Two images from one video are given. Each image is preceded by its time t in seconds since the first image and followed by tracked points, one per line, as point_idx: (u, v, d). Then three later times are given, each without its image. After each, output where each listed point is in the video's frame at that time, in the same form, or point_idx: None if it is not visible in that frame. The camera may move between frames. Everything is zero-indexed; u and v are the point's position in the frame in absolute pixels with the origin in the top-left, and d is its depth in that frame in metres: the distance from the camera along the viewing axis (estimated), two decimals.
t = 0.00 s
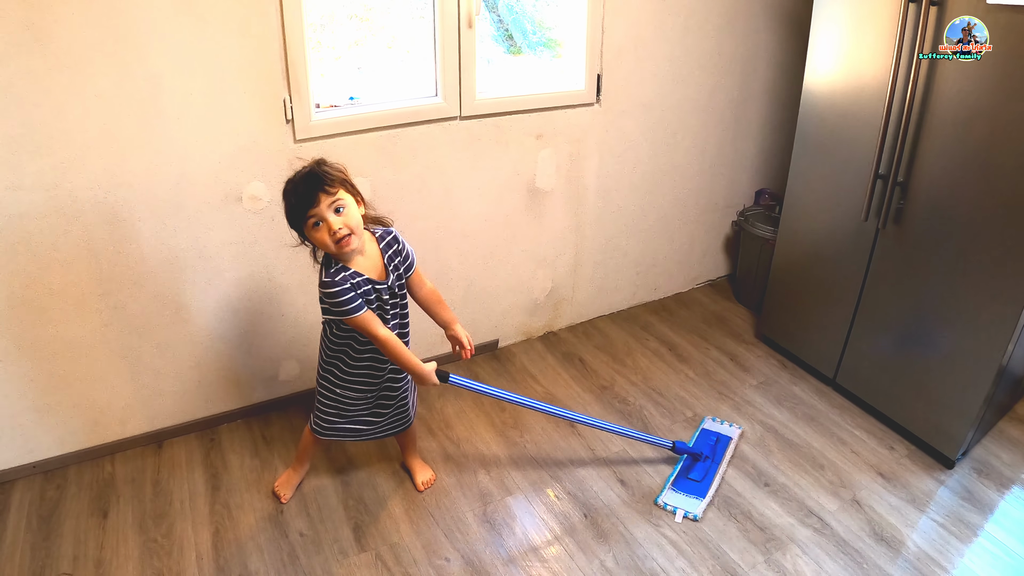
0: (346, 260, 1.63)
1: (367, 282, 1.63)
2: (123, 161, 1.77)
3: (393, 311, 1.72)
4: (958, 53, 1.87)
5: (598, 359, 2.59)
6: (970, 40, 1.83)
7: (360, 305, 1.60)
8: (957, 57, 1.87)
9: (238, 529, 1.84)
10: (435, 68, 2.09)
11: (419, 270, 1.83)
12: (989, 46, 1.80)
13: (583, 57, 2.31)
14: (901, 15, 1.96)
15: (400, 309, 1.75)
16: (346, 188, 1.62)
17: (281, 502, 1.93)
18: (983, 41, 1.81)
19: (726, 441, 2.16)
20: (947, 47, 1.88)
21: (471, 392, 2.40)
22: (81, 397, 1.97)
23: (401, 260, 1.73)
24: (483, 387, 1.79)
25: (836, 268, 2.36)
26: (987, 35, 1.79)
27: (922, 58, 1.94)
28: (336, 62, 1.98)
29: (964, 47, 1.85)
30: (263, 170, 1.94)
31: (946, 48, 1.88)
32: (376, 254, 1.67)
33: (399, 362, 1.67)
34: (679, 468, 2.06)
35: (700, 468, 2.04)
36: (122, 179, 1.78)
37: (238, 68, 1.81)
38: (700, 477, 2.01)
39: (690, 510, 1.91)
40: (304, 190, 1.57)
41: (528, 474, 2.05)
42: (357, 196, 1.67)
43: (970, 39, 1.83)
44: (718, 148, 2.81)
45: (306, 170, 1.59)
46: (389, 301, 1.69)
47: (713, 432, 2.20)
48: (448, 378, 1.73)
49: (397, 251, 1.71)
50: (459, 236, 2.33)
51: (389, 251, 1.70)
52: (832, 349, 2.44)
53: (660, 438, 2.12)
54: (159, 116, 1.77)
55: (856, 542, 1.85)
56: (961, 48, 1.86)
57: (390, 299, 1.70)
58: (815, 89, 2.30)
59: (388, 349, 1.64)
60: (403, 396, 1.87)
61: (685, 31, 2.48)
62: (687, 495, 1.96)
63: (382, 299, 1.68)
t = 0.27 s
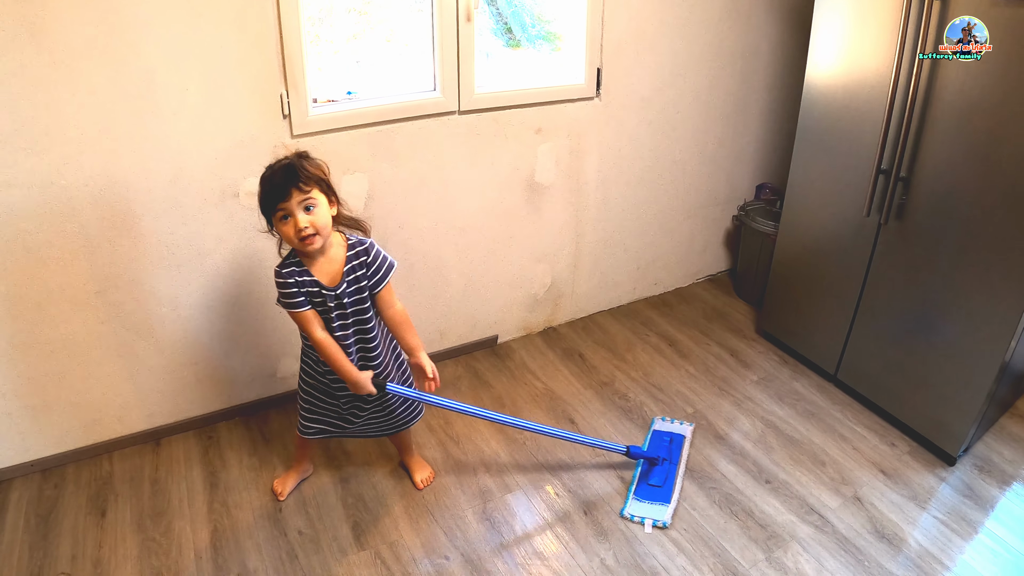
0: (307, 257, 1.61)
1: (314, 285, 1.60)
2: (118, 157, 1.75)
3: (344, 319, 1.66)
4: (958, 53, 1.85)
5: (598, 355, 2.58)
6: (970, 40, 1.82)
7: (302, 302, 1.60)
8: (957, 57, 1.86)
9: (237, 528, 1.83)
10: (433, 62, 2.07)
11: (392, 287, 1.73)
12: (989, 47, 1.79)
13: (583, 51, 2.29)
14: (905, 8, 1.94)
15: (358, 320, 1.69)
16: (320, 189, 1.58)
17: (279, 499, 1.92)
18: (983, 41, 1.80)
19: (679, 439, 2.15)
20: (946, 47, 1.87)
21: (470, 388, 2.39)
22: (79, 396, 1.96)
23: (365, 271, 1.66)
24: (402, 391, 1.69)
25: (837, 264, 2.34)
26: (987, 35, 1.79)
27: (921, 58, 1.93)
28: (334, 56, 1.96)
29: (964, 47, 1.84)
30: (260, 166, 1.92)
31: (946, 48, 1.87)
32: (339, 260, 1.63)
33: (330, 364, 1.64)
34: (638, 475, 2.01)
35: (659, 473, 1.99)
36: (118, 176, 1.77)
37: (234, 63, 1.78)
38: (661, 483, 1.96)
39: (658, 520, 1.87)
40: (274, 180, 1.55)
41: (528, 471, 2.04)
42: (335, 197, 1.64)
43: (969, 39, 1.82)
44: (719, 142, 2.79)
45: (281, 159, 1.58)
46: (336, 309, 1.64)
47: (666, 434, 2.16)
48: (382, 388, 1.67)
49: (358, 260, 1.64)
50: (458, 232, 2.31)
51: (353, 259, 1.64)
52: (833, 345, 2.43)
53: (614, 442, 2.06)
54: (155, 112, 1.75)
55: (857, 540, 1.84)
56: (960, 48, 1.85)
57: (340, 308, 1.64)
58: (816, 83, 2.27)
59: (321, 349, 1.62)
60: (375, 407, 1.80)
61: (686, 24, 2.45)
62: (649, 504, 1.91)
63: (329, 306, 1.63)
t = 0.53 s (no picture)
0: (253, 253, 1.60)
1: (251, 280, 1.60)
2: (116, 154, 1.74)
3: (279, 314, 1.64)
4: (958, 53, 1.85)
5: (599, 352, 2.57)
6: (970, 40, 1.82)
7: (240, 293, 1.62)
8: (957, 57, 1.86)
9: (236, 526, 1.82)
10: (433, 58, 2.06)
11: (338, 290, 1.68)
12: (989, 47, 1.79)
13: (583, 46, 2.28)
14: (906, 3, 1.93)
15: (292, 317, 1.66)
16: (266, 186, 1.56)
17: (278, 497, 1.91)
18: (983, 41, 1.79)
19: (617, 441, 2.11)
20: (946, 47, 1.87)
21: (470, 386, 2.39)
22: (77, 394, 1.95)
23: (302, 271, 1.62)
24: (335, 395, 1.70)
25: (838, 261, 2.33)
26: (987, 35, 1.78)
27: (921, 58, 1.92)
28: (333, 52, 1.95)
29: (964, 47, 1.83)
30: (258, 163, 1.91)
31: (946, 48, 1.86)
32: (281, 258, 1.60)
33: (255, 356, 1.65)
34: (578, 482, 1.96)
35: (600, 480, 1.95)
36: (116, 173, 1.76)
37: (231, 59, 1.77)
38: (603, 490, 1.92)
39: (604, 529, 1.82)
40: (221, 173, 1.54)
41: (528, 469, 2.03)
42: (283, 195, 1.61)
43: (970, 39, 1.82)
44: (719, 138, 2.78)
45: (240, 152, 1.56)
46: (267, 305, 1.63)
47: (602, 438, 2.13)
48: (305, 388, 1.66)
49: (296, 261, 1.61)
50: (457, 229, 2.30)
51: (292, 259, 1.61)
52: (833, 341, 2.43)
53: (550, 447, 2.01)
54: (152, 109, 1.73)
55: (858, 538, 1.84)
56: (960, 48, 1.84)
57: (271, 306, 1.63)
58: (817, 79, 2.26)
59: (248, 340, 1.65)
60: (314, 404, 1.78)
61: (686, 20, 2.44)
62: (592, 512, 1.87)
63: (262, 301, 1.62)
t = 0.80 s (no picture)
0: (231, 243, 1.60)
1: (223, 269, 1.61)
2: (113, 153, 1.73)
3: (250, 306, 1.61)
4: (958, 53, 1.84)
5: (598, 350, 2.57)
6: (970, 40, 1.81)
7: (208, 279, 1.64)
8: (957, 57, 1.85)
9: (235, 525, 1.82)
10: (432, 55, 2.05)
11: (317, 280, 1.65)
12: (989, 47, 1.78)
13: (583, 43, 2.27)
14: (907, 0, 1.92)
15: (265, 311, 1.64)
16: (257, 180, 1.56)
17: (278, 496, 1.91)
18: (983, 41, 1.79)
19: (550, 447, 2.08)
20: (946, 47, 1.86)
21: (469, 384, 2.38)
22: (75, 393, 1.95)
23: (278, 264, 1.61)
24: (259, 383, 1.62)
25: (838, 258, 2.33)
26: (987, 36, 1.77)
27: (921, 58, 1.92)
28: (331, 49, 1.94)
29: (964, 47, 1.83)
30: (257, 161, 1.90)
31: (946, 48, 1.86)
32: (258, 251, 1.60)
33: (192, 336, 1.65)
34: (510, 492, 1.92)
35: (533, 490, 1.90)
36: (113, 172, 1.75)
37: (229, 57, 1.76)
38: (536, 500, 1.88)
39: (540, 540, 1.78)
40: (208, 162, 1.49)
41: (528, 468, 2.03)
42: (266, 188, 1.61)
43: (970, 39, 1.81)
44: (718, 135, 2.77)
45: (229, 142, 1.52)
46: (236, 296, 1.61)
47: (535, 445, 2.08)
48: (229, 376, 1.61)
49: (271, 253, 1.60)
50: (457, 227, 2.30)
51: (268, 253, 1.60)
52: (834, 339, 2.42)
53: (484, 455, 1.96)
54: (150, 107, 1.73)
55: (858, 536, 1.83)
56: (960, 48, 1.84)
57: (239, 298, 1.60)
58: (817, 76, 2.26)
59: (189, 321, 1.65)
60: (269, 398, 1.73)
61: (686, 17, 2.43)
62: (524, 524, 1.83)
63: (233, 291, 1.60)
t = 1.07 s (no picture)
0: (254, 233, 1.58)
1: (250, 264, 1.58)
2: (113, 152, 1.73)
3: (275, 299, 1.60)
4: (958, 53, 1.84)
5: (598, 349, 2.57)
6: (970, 40, 1.81)
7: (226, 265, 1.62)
8: (957, 57, 1.85)
9: (234, 524, 1.82)
10: (431, 54, 2.05)
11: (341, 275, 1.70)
12: (989, 47, 1.78)
13: (582, 42, 2.27)
14: None
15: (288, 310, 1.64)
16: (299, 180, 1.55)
17: (277, 495, 1.91)
18: (983, 41, 1.79)
19: (509, 451, 2.04)
20: (947, 46, 1.86)
21: (468, 383, 2.38)
22: (75, 392, 1.95)
23: (305, 260, 1.63)
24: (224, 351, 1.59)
25: (837, 257, 2.33)
26: (987, 35, 1.77)
27: (922, 58, 1.92)
28: (331, 48, 1.94)
29: (964, 47, 1.83)
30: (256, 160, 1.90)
31: (946, 48, 1.86)
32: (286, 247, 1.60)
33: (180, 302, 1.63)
34: (474, 498, 1.89)
35: (495, 495, 1.88)
36: (113, 171, 1.75)
37: (229, 56, 1.76)
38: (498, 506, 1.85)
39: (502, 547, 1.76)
40: (264, 164, 1.44)
41: (527, 466, 2.03)
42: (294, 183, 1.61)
43: (970, 39, 1.81)
44: (717, 134, 2.77)
45: (269, 138, 1.49)
46: (261, 293, 1.59)
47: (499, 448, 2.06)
48: (201, 345, 1.59)
49: (301, 248, 1.62)
50: (455, 226, 2.30)
51: (298, 250, 1.61)
52: (833, 338, 2.42)
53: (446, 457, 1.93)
54: (149, 106, 1.73)
55: (857, 535, 1.84)
56: (960, 48, 1.84)
57: (264, 295, 1.60)
58: (816, 75, 2.26)
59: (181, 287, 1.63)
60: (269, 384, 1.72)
61: (684, 16, 2.43)
62: (486, 530, 1.81)
63: (256, 284, 1.58)
